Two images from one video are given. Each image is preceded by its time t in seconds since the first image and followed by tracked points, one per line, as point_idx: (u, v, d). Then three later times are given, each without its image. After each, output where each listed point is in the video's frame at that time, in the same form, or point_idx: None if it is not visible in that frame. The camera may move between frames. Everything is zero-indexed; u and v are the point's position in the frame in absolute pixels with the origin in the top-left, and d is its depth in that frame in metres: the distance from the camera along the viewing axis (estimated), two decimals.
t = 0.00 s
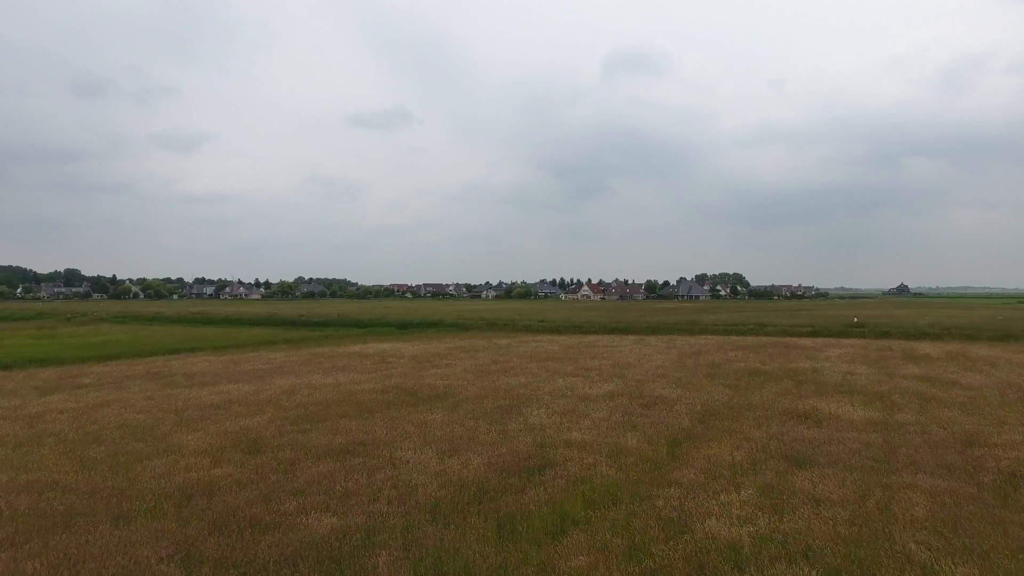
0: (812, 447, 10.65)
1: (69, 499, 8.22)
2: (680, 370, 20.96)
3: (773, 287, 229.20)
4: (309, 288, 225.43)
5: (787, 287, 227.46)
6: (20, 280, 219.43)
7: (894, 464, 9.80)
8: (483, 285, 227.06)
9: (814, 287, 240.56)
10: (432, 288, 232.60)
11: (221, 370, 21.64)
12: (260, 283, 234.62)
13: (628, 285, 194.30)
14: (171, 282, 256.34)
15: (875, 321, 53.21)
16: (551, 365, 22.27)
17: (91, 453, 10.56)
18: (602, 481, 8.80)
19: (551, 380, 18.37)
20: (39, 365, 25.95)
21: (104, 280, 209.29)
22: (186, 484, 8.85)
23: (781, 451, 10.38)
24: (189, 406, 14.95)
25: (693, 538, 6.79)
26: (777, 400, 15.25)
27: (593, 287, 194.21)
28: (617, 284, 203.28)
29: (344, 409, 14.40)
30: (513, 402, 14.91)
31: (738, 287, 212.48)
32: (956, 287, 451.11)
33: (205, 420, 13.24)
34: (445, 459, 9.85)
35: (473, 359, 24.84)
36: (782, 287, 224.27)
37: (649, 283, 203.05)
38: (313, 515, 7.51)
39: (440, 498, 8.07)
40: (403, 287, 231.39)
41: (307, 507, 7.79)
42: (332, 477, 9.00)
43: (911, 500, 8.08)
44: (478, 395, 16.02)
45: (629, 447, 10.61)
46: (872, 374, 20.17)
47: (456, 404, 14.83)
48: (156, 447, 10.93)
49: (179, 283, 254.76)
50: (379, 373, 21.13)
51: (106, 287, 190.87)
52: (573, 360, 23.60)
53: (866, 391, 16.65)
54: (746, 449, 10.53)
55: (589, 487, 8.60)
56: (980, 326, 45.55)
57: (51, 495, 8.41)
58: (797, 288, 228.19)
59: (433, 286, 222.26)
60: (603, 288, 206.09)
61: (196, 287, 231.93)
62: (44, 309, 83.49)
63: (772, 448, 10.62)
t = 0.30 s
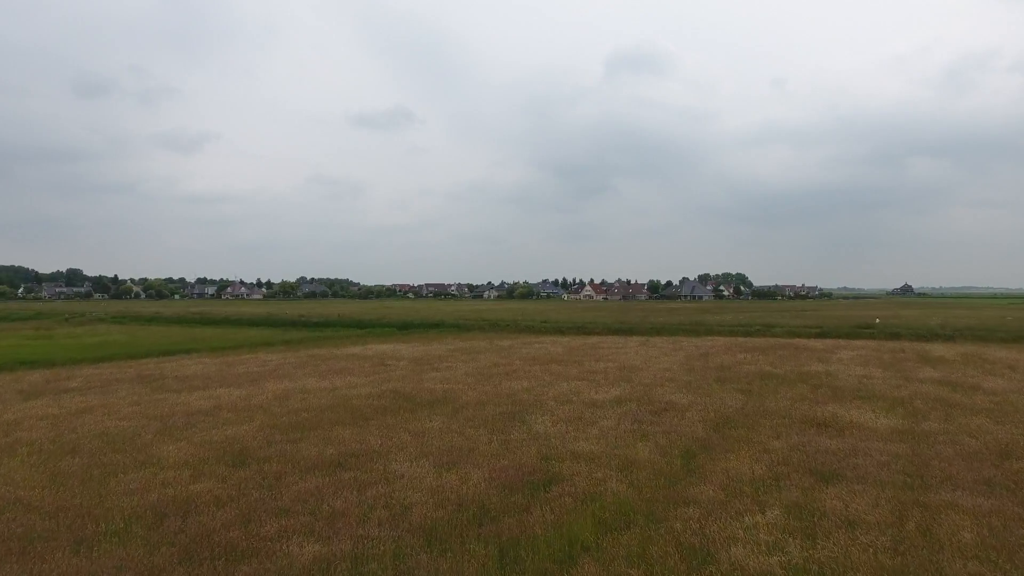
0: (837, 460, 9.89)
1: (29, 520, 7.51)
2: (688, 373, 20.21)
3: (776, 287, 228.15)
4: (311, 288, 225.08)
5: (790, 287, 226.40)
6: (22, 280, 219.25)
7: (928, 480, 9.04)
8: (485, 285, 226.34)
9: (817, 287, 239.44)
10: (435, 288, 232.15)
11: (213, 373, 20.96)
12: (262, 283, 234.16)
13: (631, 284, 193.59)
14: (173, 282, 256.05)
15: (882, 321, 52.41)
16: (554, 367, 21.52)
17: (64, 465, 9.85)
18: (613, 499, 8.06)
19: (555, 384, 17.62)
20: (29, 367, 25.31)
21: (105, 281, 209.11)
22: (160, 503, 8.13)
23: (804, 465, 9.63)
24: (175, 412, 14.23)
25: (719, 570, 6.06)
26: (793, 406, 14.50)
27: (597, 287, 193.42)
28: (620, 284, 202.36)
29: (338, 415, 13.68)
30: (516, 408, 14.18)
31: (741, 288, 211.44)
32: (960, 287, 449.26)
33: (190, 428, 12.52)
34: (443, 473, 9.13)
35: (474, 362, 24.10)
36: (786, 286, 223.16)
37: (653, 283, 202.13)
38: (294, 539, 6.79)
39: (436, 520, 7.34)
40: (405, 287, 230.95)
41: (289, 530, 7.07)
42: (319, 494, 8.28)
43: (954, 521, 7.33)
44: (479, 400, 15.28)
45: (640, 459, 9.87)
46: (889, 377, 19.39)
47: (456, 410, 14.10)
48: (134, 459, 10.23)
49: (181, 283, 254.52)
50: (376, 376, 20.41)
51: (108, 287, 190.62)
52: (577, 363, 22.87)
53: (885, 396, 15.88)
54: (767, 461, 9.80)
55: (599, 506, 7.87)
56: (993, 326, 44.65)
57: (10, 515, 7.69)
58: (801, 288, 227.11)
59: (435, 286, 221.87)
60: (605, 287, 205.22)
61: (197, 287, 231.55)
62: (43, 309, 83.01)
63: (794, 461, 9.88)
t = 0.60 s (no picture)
0: (872, 476, 9.11)
1: None
2: (701, 377, 19.43)
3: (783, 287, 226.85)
4: (315, 288, 224.97)
5: (796, 287, 225.09)
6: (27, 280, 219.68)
7: (973, 498, 8.26)
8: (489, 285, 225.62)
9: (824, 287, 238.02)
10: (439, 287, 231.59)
11: (209, 376, 20.31)
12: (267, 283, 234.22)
13: (636, 284, 192.76)
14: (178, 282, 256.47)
15: (893, 321, 51.57)
16: (561, 370, 20.77)
17: (35, 478, 9.16)
18: (629, 522, 7.32)
19: (562, 389, 16.87)
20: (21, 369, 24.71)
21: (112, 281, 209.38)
22: (132, 523, 7.42)
23: (836, 481, 8.86)
24: (164, 419, 13.54)
25: None
26: (815, 413, 13.72)
27: (601, 287, 192.62)
28: (625, 284, 201.45)
29: (334, 422, 12.98)
30: (521, 414, 13.45)
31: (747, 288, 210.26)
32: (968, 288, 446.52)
33: (177, 437, 11.82)
34: (443, 490, 8.39)
35: (478, 364, 23.37)
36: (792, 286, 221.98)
37: (658, 283, 201.20)
38: (275, 570, 6.07)
39: (434, 546, 6.62)
40: (409, 287, 230.64)
41: (271, 558, 6.36)
42: (307, 514, 7.57)
43: (1012, 549, 6.56)
44: (483, 406, 14.56)
45: (657, 474, 9.12)
46: (912, 382, 18.55)
47: (458, 416, 13.38)
48: (113, 471, 9.53)
49: (186, 283, 254.73)
50: (377, 379, 19.69)
51: (112, 287, 190.77)
52: (584, 366, 22.12)
53: (910, 403, 15.06)
54: (795, 477, 9.03)
55: (615, 529, 7.12)
56: (1009, 327, 43.66)
57: None
58: (807, 288, 225.86)
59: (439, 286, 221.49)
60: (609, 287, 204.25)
61: (201, 287, 231.65)
62: (45, 309, 82.77)
63: (824, 476, 9.11)
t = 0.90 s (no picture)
0: (934, 498, 8.21)
1: None
2: (732, 382, 18.50)
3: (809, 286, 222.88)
4: (338, 288, 226.43)
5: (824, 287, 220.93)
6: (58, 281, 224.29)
7: None
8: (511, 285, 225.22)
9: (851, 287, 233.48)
10: (461, 287, 231.73)
11: (224, 379, 19.89)
12: (290, 283, 236.17)
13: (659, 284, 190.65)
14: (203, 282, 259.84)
15: (929, 322, 49.77)
16: (585, 374, 19.96)
17: (29, 490, 8.63)
18: (666, 550, 6.55)
19: (586, 394, 16.07)
20: (40, 370, 24.59)
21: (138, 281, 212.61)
22: (121, 544, 6.83)
23: (894, 504, 7.97)
24: (172, 424, 13.03)
25: None
26: (859, 423, 12.75)
27: (623, 287, 190.99)
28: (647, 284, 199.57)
29: (347, 429, 12.35)
30: (543, 422, 12.70)
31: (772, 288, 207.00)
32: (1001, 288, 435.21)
33: (183, 444, 11.27)
34: (459, 510, 7.68)
35: (499, 366, 22.66)
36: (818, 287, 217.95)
37: (681, 283, 198.94)
38: None
39: None
40: (431, 287, 231.06)
41: None
42: (310, 536, 6.91)
43: None
44: (503, 413, 13.84)
45: (694, 493, 8.31)
46: (959, 388, 17.43)
47: (477, 424, 12.67)
48: (111, 483, 8.99)
49: (211, 283, 258.21)
50: (394, 382, 19.07)
51: (140, 287, 193.99)
52: (609, 369, 21.29)
53: (962, 411, 14.01)
54: (847, 499, 8.16)
55: (650, 560, 6.35)
56: None
57: None
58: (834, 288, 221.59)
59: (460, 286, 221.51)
60: (632, 288, 202.36)
61: (226, 287, 234.44)
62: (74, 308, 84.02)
63: (881, 498, 8.22)
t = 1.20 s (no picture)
0: (987, 523, 7.41)
1: None
2: (749, 387, 17.68)
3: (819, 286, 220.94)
4: (345, 288, 226.55)
5: (833, 287, 219.14)
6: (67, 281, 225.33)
7: None
8: (518, 286, 224.77)
9: (861, 288, 231.43)
10: (468, 287, 231.10)
11: (221, 382, 19.25)
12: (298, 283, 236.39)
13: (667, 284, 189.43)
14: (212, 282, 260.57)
15: (946, 323, 48.64)
16: (595, 378, 19.18)
17: None
18: None
19: (597, 400, 15.29)
20: (37, 372, 24.05)
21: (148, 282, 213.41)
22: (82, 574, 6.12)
23: (943, 530, 7.20)
24: (160, 432, 12.33)
25: None
26: (890, 434, 11.93)
27: (631, 287, 190.05)
28: (656, 284, 198.41)
29: (343, 439, 11.64)
30: (552, 431, 11.96)
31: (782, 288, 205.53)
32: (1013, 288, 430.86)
33: (167, 454, 10.57)
34: (459, 534, 6.95)
35: (505, 369, 21.90)
36: (828, 287, 216.25)
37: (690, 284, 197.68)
38: None
39: None
40: (438, 287, 230.78)
41: None
42: (294, 566, 6.19)
43: None
44: (509, 420, 13.10)
45: (719, 515, 7.55)
46: (989, 394, 16.55)
47: (481, 433, 11.93)
48: (85, 500, 8.30)
49: (219, 283, 258.91)
50: (396, 386, 18.34)
51: (148, 287, 194.43)
52: (619, 373, 20.51)
53: (998, 420, 13.17)
54: (890, 523, 7.38)
55: None
56: None
57: None
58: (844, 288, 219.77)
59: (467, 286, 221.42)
60: (640, 287, 201.16)
61: (234, 287, 234.90)
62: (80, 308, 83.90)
63: (926, 522, 7.44)
